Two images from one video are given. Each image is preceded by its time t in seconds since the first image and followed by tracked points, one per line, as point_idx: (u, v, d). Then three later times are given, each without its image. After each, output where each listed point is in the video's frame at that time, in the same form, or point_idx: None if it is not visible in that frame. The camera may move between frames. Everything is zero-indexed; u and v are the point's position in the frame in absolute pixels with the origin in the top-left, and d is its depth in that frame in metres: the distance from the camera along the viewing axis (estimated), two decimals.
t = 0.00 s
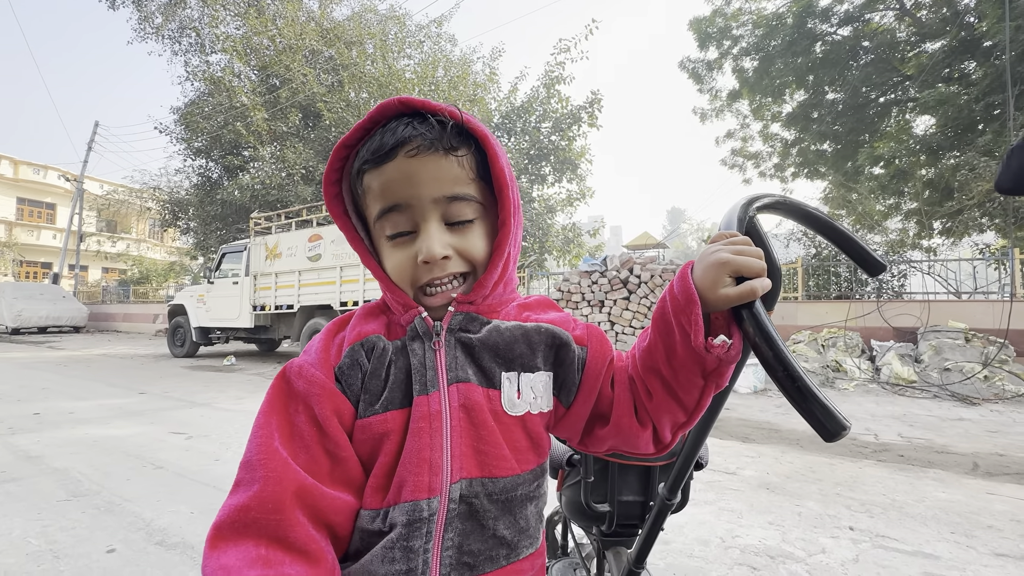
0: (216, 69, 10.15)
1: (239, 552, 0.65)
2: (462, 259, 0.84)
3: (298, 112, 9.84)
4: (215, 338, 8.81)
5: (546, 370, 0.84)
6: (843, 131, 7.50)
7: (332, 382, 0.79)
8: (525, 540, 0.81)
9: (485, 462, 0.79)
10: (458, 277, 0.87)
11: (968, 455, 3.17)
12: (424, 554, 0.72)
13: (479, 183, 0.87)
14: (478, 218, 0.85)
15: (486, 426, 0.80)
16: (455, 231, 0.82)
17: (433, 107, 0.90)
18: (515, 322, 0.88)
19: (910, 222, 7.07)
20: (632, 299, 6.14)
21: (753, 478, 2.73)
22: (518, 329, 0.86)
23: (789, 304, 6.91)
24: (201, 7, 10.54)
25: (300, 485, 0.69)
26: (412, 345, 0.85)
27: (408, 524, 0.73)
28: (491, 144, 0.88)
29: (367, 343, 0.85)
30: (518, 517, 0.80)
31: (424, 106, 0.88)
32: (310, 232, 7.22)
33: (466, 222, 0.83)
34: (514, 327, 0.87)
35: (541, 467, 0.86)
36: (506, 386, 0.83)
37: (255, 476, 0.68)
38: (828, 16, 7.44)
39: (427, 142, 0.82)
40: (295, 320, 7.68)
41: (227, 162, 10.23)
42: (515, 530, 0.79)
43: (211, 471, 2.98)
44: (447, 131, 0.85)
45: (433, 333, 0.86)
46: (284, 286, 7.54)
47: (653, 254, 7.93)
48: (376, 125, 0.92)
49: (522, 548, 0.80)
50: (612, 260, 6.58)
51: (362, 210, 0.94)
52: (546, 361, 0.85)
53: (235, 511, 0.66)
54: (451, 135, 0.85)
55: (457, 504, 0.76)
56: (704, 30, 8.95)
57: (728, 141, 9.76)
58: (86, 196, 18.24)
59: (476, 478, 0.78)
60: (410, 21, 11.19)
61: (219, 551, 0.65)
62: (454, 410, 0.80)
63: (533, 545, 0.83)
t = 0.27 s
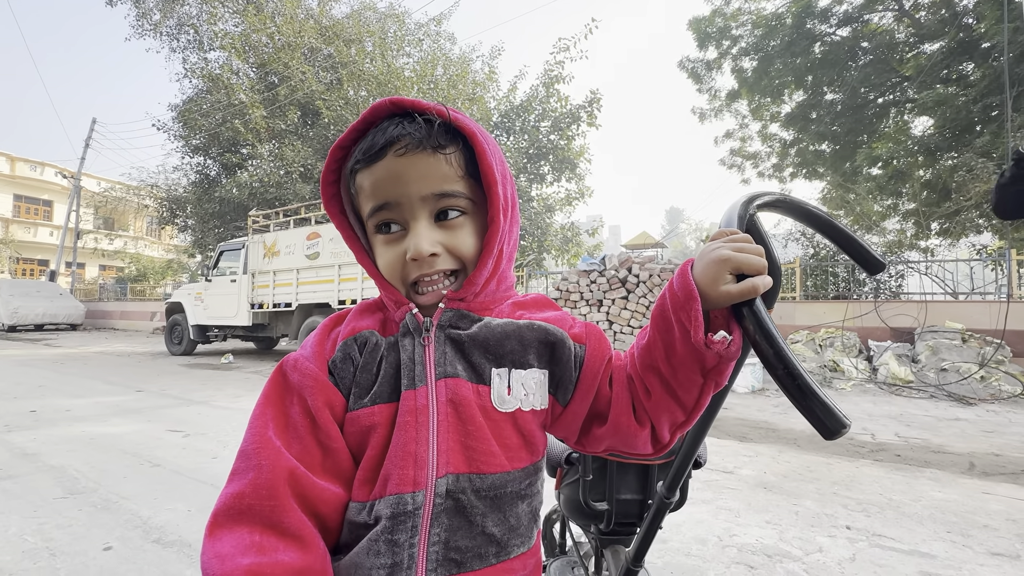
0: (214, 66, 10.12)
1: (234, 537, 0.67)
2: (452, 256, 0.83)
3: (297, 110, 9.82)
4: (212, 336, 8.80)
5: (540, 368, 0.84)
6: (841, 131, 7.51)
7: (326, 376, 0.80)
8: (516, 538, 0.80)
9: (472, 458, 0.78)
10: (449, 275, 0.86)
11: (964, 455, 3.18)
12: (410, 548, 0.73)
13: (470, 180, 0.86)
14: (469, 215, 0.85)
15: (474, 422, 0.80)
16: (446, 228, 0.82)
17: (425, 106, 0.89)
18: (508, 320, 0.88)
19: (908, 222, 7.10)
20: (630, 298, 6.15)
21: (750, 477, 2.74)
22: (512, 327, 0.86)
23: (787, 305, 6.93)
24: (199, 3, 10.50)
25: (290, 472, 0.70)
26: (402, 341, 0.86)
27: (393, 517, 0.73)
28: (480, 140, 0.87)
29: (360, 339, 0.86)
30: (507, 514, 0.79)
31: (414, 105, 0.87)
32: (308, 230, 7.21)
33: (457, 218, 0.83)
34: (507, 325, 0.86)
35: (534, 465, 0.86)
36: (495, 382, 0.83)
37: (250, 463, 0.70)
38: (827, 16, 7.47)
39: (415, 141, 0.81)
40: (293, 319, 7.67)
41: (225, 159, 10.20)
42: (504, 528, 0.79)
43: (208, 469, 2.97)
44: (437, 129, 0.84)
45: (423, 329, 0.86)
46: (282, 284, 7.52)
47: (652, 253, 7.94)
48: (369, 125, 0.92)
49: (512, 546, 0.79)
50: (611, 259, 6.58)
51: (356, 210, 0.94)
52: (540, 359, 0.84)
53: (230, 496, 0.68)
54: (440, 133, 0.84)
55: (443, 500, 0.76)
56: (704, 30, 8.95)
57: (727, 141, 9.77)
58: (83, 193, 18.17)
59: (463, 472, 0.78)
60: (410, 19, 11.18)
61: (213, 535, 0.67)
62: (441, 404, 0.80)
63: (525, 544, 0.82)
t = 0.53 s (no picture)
0: (213, 64, 10.10)
1: (233, 531, 0.68)
2: (450, 255, 0.84)
3: (296, 108, 9.81)
4: (210, 335, 8.79)
5: (538, 368, 0.84)
6: (840, 133, 7.52)
7: (324, 376, 0.81)
8: (515, 535, 0.80)
9: (470, 456, 0.79)
10: (447, 274, 0.87)
11: (961, 456, 3.20)
12: (409, 545, 0.73)
13: (466, 179, 0.87)
14: (467, 213, 0.85)
15: (472, 421, 0.80)
16: (443, 227, 0.82)
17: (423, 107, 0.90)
18: (506, 319, 0.88)
19: (906, 224, 7.13)
20: (629, 299, 6.17)
21: (747, 477, 2.75)
22: (510, 326, 0.86)
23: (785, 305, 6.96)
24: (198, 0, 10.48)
25: (287, 468, 0.72)
26: (402, 341, 0.86)
27: (391, 514, 0.74)
28: (475, 139, 0.87)
29: (358, 339, 0.86)
30: (505, 511, 0.80)
31: (410, 106, 0.88)
32: (306, 229, 7.21)
33: (454, 217, 0.83)
34: (505, 324, 0.86)
35: (533, 463, 0.86)
36: (494, 381, 0.83)
37: (249, 460, 0.71)
38: (827, 18, 7.50)
39: (411, 141, 0.82)
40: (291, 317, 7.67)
41: (223, 157, 10.18)
42: (503, 525, 0.79)
43: (206, 467, 2.98)
44: (432, 129, 0.84)
45: (422, 328, 0.86)
46: (280, 282, 7.52)
47: (650, 253, 7.95)
48: (368, 126, 0.92)
49: (511, 544, 0.80)
50: (610, 259, 6.59)
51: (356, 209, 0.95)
52: (539, 359, 0.85)
53: (229, 491, 0.70)
54: (436, 132, 0.84)
55: (441, 497, 0.76)
56: (704, 30, 8.95)
57: (726, 141, 9.79)
58: (81, 190, 18.12)
59: (461, 471, 0.78)
60: (410, 18, 11.18)
61: (215, 528, 0.68)
62: (438, 403, 0.80)
63: (525, 541, 0.83)
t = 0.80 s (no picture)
0: (212, 61, 10.09)
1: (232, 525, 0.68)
2: (455, 257, 0.84)
3: (295, 107, 9.79)
4: (209, 333, 8.78)
5: (546, 366, 0.85)
6: (840, 134, 7.53)
7: (324, 376, 0.82)
8: (525, 533, 0.81)
9: (480, 455, 0.79)
10: (453, 275, 0.87)
11: (958, 457, 3.21)
12: (421, 545, 0.74)
13: (471, 180, 0.87)
14: (472, 214, 0.86)
15: (479, 422, 0.80)
16: (448, 230, 0.83)
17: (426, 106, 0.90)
18: (513, 318, 0.89)
19: (905, 226, 7.13)
20: (628, 299, 6.18)
21: (746, 477, 2.76)
22: (517, 325, 0.87)
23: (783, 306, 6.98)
24: None
25: (285, 463, 0.73)
26: (408, 341, 0.86)
27: (403, 514, 0.74)
28: (480, 139, 0.87)
29: (361, 339, 0.87)
30: (515, 510, 0.80)
31: (413, 107, 0.88)
32: (306, 228, 7.21)
33: (459, 219, 0.84)
34: (512, 323, 0.87)
35: (541, 461, 0.86)
36: (502, 379, 0.83)
37: (248, 457, 0.73)
38: (827, 19, 7.52)
39: (415, 143, 0.82)
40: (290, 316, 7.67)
41: (222, 155, 10.16)
42: (513, 523, 0.80)
43: (205, 465, 2.98)
44: (436, 130, 0.84)
45: (429, 329, 0.87)
46: (279, 281, 7.51)
47: (650, 253, 7.96)
48: (371, 127, 0.92)
49: (521, 542, 0.80)
50: (609, 259, 6.61)
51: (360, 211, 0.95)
52: (546, 357, 0.85)
53: (228, 485, 0.71)
54: (440, 133, 0.85)
55: (452, 496, 0.77)
56: (704, 31, 8.95)
57: (725, 142, 9.79)
58: (79, 187, 18.07)
59: (472, 469, 0.79)
60: (410, 17, 11.15)
61: (217, 519, 0.69)
62: (448, 403, 0.81)
63: (534, 539, 0.84)
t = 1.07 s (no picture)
0: (212, 60, 10.08)
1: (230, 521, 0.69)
2: (459, 256, 0.84)
3: (295, 105, 9.78)
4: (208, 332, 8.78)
5: (550, 368, 0.85)
6: (840, 134, 7.53)
7: (325, 374, 0.82)
8: (527, 539, 0.81)
9: (480, 457, 0.79)
10: (457, 276, 0.87)
11: (957, 457, 3.22)
12: (419, 548, 0.74)
13: (477, 179, 0.87)
14: (477, 214, 0.86)
15: (480, 423, 0.80)
16: (453, 229, 0.83)
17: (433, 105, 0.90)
18: (517, 319, 0.89)
19: (904, 226, 7.12)
20: (628, 298, 6.19)
21: (745, 477, 2.77)
22: (522, 327, 0.87)
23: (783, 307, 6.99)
24: None
25: (284, 461, 0.73)
26: (410, 341, 0.86)
27: (401, 516, 0.75)
28: (487, 137, 0.87)
29: (362, 338, 0.87)
30: (517, 514, 0.80)
31: (421, 104, 0.88)
32: (306, 227, 7.21)
33: (465, 218, 0.84)
34: (516, 325, 0.87)
35: (544, 465, 0.86)
36: (504, 382, 0.83)
37: (246, 453, 0.73)
38: (828, 19, 7.52)
39: (422, 140, 0.82)
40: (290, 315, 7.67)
41: (222, 154, 10.15)
42: (515, 528, 0.79)
43: (205, 464, 2.98)
44: (443, 128, 0.84)
45: (432, 329, 0.87)
46: (279, 280, 7.52)
47: (648, 253, 7.96)
48: (378, 123, 0.92)
49: (523, 548, 0.80)
50: (609, 259, 6.62)
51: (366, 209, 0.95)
52: (550, 359, 0.85)
53: (225, 480, 0.71)
54: (446, 131, 0.84)
55: (451, 499, 0.77)
56: (704, 31, 8.95)
57: (725, 142, 9.79)
58: (78, 185, 18.04)
59: (471, 472, 0.79)
60: (410, 16, 11.14)
61: (214, 514, 0.69)
62: (448, 405, 0.81)
63: (536, 545, 0.83)
